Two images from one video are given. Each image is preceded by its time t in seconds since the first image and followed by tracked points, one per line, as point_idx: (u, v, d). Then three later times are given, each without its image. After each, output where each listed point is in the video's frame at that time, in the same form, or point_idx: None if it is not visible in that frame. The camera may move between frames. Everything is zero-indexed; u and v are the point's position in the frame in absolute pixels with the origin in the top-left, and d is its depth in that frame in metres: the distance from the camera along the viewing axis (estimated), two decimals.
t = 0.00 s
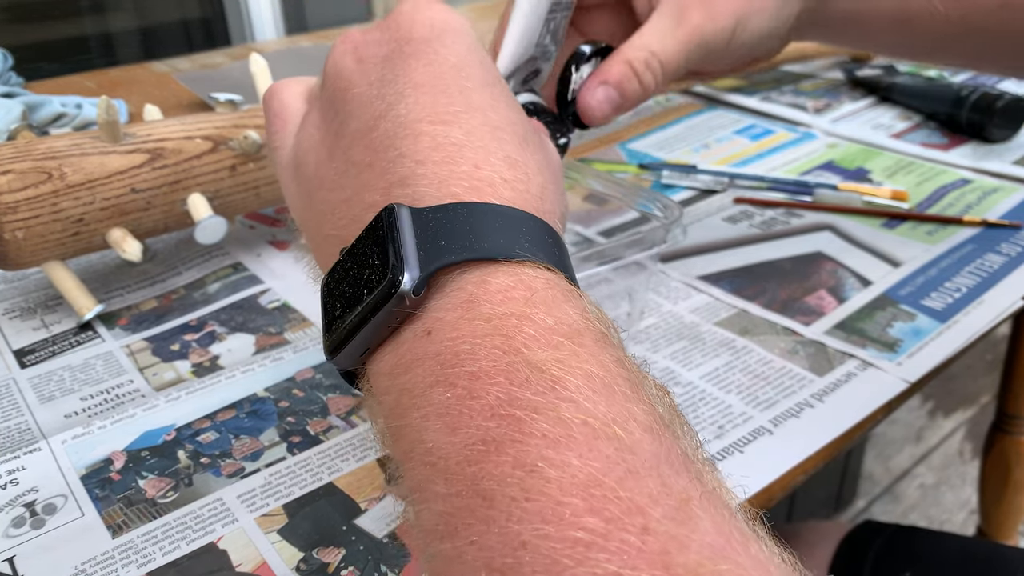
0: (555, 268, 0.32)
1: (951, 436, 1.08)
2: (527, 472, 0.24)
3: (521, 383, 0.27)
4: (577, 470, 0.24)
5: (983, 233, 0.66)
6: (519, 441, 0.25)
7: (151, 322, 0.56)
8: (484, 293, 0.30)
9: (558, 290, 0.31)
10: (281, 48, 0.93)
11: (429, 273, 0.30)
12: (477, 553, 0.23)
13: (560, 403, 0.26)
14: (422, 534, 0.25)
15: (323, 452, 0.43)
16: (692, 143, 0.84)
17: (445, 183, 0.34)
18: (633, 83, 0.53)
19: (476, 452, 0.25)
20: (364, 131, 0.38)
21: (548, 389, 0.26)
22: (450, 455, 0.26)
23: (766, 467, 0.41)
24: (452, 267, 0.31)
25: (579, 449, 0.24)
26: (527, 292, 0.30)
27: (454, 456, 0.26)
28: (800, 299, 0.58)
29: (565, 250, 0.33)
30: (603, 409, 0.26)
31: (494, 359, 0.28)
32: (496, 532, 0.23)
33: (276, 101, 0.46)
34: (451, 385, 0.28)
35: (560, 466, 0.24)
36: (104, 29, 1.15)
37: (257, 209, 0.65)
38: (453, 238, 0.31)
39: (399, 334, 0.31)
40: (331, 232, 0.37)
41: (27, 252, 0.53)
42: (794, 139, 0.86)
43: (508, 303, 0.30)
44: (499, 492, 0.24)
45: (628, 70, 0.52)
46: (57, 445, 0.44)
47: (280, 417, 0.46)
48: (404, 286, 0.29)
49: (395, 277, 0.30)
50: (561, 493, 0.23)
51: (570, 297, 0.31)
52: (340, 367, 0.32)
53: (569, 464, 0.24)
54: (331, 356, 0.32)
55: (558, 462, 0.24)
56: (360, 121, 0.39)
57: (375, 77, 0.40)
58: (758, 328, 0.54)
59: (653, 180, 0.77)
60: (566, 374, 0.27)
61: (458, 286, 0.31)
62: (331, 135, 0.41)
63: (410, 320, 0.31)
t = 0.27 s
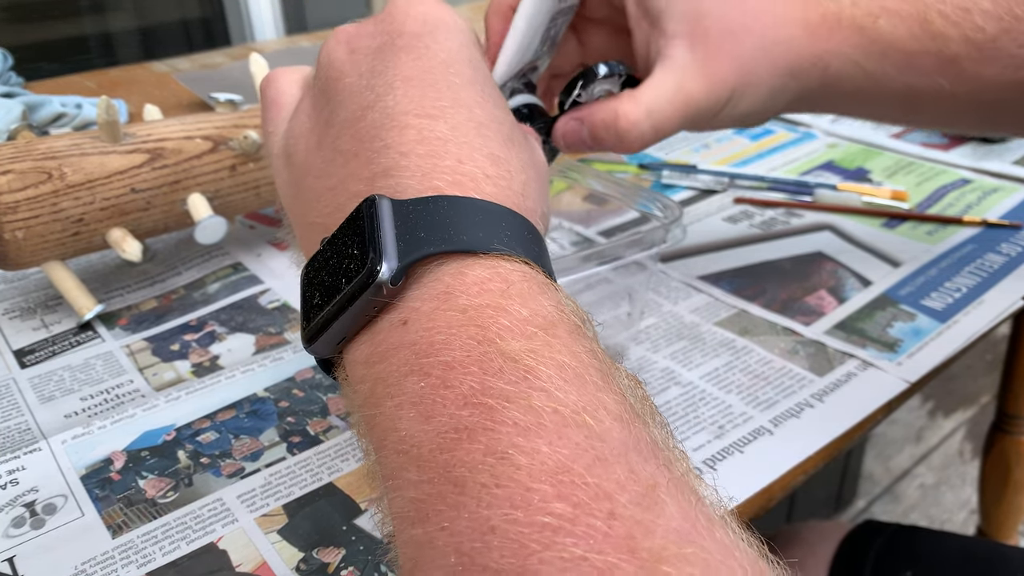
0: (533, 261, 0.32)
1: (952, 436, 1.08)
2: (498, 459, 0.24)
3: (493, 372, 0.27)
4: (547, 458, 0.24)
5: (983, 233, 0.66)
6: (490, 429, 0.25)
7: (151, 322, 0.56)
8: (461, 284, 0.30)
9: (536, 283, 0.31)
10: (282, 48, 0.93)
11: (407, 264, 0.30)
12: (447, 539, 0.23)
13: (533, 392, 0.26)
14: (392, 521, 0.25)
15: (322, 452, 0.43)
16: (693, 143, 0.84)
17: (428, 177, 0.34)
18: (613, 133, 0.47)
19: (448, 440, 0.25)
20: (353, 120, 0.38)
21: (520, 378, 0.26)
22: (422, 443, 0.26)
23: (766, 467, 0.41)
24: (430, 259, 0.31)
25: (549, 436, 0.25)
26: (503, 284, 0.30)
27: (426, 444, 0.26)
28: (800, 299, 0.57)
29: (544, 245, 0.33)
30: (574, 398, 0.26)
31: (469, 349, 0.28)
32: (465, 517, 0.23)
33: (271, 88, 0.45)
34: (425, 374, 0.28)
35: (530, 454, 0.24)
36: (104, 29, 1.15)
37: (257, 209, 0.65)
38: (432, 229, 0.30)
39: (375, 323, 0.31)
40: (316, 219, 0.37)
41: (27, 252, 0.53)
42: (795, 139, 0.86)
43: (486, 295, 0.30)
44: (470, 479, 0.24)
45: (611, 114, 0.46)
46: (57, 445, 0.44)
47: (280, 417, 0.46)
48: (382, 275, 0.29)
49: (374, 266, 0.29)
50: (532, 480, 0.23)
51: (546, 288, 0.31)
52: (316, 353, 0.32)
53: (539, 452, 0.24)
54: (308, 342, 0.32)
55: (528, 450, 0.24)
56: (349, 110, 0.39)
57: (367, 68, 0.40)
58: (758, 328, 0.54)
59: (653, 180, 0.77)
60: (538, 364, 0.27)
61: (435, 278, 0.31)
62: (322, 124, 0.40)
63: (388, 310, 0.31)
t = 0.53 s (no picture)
0: (537, 296, 0.32)
1: (951, 436, 1.08)
2: (500, 486, 0.24)
3: (497, 401, 0.27)
4: (549, 487, 0.24)
5: (983, 233, 0.66)
6: (494, 456, 0.25)
7: (151, 322, 0.56)
8: (467, 316, 0.30)
9: (540, 316, 0.31)
10: (281, 48, 0.93)
11: (416, 297, 0.30)
12: (450, 564, 0.23)
13: (535, 421, 0.26)
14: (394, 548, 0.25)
15: (322, 452, 0.43)
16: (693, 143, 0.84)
17: (438, 212, 0.34)
18: (604, 171, 0.48)
19: (451, 467, 0.25)
20: (367, 151, 0.38)
21: (524, 407, 0.27)
22: (425, 471, 0.26)
23: (766, 467, 0.41)
24: (438, 292, 0.31)
25: (551, 465, 0.25)
26: (508, 316, 0.30)
27: (429, 471, 0.26)
28: (800, 299, 0.57)
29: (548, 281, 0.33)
30: (577, 428, 0.26)
31: (473, 377, 0.28)
32: (468, 542, 0.23)
33: (287, 105, 0.46)
34: (430, 402, 0.28)
35: (531, 481, 0.24)
36: (104, 30, 1.15)
37: (257, 209, 0.65)
38: (442, 264, 0.31)
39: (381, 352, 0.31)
40: (326, 245, 0.37)
41: (27, 252, 0.53)
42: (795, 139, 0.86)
43: (491, 326, 0.30)
44: (473, 505, 0.24)
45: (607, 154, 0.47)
46: (57, 445, 0.44)
47: (280, 417, 0.46)
48: (391, 307, 0.29)
49: (383, 298, 0.30)
50: (532, 507, 0.24)
51: (549, 321, 0.31)
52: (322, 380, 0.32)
53: (541, 480, 0.24)
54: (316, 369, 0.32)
55: (530, 478, 0.24)
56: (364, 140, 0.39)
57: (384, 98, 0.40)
58: (758, 328, 0.54)
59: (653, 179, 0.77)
60: (541, 393, 0.27)
61: (442, 310, 0.31)
62: (335, 150, 0.40)
63: (395, 340, 0.31)
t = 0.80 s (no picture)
0: (542, 278, 0.32)
1: (951, 436, 1.08)
2: (500, 459, 0.24)
3: (500, 377, 0.27)
4: (549, 461, 0.24)
5: (983, 233, 0.66)
6: (494, 430, 0.25)
7: (151, 322, 0.56)
8: (473, 295, 0.30)
9: (545, 298, 0.31)
10: (281, 48, 0.93)
11: (423, 275, 0.30)
12: (448, 537, 0.23)
13: (537, 396, 0.26)
14: (394, 521, 0.26)
15: (323, 451, 0.43)
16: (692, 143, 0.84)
17: (446, 194, 0.34)
18: (597, 171, 0.50)
19: (452, 441, 0.26)
20: (376, 135, 0.38)
21: (525, 382, 0.27)
22: (427, 445, 0.26)
23: (765, 467, 0.41)
24: (445, 271, 0.31)
25: (551, 440, 0.25)
26: (513, 295, 0.30)
27: (431, 446, 0.26)
28: (800, 300, 0.58)
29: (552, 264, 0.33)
30: (579, 405, 0.26)
31: (476, 355, 0.28)
32: (466, 515, 0.24)
33: (292, 88, 0.45)
34: (433, 379, 0.28)
35: (531, 455, 0.24)
36: (104, 29, 1.17)
37: (258, 209, 0.65)
38: (449, 242, 0.31)
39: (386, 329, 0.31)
40: (330, 226, 0.37)
41: (28, 252, 0.53)
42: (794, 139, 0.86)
43: (496, 305, 0.30)
44: (472, 478, 0.24)
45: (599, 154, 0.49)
46: (58, 445, 0.44)
47: (280, 416, 0.46)
48: (398, 285, 0.30)
49: (390, 275, 0.30)
50: (531, 481, 0.24)
51: (553, 302, 0.31)
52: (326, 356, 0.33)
53: (541, 454, 0.24)
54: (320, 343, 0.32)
55: (529, 452, 0.24)
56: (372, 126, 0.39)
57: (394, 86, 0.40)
58: (758, 328, 0.54)
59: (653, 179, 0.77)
60: (543, 369, 0.27)
61: (448, 289, 0.31)
62: (342, 132, 0.40)
63: (400, 317, 0.31)
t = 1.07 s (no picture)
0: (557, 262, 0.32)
1: (951, 436, 1.08)
2: (515, 432, 0.25)
3: (515, 351, 0.27)
4: (563, 434, 0.25)
5: (983, 233, 0.66)
6: (509, 404, 0.26)
7: (151, 322, 0.56)
8: (489, 275, 0.30)
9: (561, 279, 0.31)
10: (281, 49, 0.92)
11: (441, 257, 0.30)
12: (464, 506, 0.24)
13: (552, 371, 0.27)
14: (411, 492, 0.26)
15: (323, 451, 0.43)
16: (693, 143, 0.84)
17: (461, 177, 0.34)
18: (603, 151, 0.48)
19: (468, 414, 0.26)
20: (392, 121, 0.38)
21: (540, 358, 0.27)
22: (443, 417, 0.26)
23: (765, 467, 0.41)
24: (463, 253, 0.31)
25: (565, 413, 0.25)
26: (529, 275, 0.31)
27: (447, 419, 0.26)
28: (799, 300, 0.58)
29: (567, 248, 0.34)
30: (593, 381, 0.27)
31: (492, 331, 0.28)
32: (481, 485, 0.24)
33: (299, 76, 0.45)
34: (449, 354, 0.28)
35: (546, 427, 0.25)
36: (104, 29, 1.18)
37: (258, 209, 0.65)
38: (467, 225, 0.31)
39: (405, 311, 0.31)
40: (346, 213, 0.37)
41: (28, 252, 0.53)
42: (794, 140, 0.86)
43: (512, 283, 0.30)
44: (487, 449, 0.25)
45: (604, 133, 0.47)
46: (58, 445, 0.44)
47: (280, 416, 0.46)
48: (415, 267, 0.30)
49: (408, 257, 0.30)
50: (546, 452, 0.24)
51: (567, 283, 0.32)
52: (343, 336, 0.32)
53: (555, 427, 0.25)
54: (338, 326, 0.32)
55: (544, 425, 0.25)
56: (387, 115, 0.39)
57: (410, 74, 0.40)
58: (758, 328, 0.54)
59: (653, 179, 0.77)
60: (558, 346, 0.28)
61: (466, 271, 0.31)
62: (358, 121, 0.40)
63: (418, 299, 0.31)
